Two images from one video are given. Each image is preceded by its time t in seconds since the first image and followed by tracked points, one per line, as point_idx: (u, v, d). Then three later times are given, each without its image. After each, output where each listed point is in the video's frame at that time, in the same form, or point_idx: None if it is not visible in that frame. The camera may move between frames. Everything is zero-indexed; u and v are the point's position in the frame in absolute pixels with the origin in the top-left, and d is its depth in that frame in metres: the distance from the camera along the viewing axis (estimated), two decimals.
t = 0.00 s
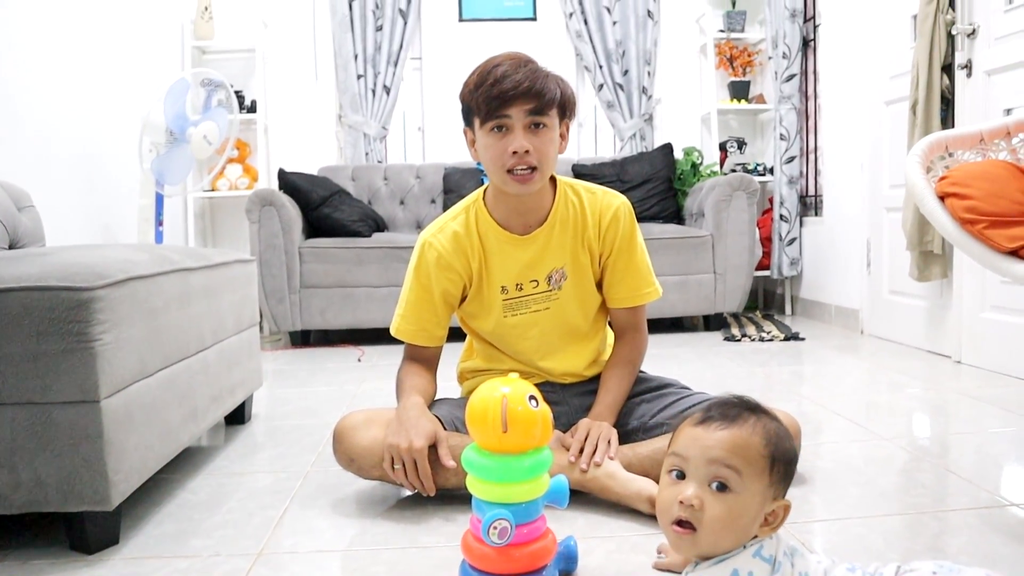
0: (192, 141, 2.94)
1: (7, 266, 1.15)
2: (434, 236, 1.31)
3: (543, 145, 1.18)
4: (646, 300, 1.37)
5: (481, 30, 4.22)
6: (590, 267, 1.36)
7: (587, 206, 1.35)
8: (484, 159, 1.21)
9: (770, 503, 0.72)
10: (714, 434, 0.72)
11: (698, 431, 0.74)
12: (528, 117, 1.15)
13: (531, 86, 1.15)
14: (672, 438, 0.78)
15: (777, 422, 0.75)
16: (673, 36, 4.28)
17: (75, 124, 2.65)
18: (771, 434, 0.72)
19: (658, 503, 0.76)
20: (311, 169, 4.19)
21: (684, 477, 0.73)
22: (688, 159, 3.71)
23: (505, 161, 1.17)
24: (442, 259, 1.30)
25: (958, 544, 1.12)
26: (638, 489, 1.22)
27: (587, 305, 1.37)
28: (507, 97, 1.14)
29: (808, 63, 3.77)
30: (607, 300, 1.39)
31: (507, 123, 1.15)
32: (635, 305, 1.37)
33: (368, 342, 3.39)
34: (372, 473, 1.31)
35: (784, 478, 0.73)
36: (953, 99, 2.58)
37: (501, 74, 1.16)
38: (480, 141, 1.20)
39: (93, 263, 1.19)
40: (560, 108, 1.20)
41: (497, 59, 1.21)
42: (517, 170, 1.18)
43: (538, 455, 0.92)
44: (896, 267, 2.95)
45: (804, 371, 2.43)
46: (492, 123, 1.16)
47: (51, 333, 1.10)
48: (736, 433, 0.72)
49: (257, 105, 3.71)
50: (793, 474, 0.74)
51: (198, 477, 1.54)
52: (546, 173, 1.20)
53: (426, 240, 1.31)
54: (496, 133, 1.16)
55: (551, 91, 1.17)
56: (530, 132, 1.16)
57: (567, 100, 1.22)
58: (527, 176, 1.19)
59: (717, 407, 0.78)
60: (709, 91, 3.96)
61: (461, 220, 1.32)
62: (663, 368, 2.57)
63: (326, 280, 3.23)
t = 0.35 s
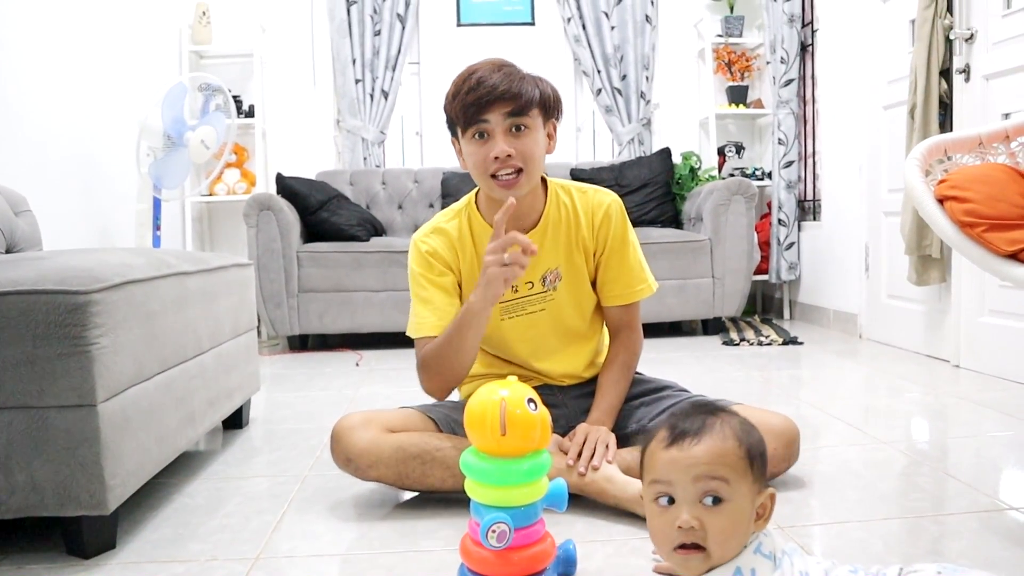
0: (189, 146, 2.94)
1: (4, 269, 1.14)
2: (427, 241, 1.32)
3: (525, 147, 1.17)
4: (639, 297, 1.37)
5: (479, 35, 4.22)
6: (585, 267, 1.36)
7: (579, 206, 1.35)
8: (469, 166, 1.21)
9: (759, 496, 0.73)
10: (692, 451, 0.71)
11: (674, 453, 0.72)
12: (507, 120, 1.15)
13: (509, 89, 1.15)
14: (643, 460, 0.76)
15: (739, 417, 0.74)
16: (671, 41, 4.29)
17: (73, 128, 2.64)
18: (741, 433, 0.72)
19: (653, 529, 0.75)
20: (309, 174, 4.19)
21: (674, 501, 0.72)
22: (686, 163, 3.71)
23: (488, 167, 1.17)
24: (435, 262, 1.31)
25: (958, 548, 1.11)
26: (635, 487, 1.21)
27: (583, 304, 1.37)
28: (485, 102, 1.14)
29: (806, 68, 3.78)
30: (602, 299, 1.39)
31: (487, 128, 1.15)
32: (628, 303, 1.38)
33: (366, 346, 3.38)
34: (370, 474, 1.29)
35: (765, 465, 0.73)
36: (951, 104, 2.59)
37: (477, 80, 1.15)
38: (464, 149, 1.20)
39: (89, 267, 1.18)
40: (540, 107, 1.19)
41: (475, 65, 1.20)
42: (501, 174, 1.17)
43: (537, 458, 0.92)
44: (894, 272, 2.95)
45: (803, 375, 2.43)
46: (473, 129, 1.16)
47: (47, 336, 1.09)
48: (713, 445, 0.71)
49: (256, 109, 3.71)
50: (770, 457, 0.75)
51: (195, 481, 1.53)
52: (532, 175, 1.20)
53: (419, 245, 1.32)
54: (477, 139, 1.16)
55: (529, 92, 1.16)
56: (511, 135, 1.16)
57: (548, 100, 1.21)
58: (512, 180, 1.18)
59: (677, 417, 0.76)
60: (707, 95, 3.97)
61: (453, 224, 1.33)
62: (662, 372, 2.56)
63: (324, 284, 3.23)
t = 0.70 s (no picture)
0: (186, 141, 2.92)
1: None
2: (432, 237, 1.30)
3: (531, 150, 1.17)
4: (645, 298, 1.37)
5: (477, 31, 4.21)
6: (591, 268, 1.35)
7: (588, 208, 1.34)
8: (475, 169, 1.21)
9: (750, 489, 0.73)
10: (683, 452, 0.70)
11: (664, 455, 0.71)
12: (512, 123, 1.15)
13: (514, 90, 1.14)
14: (630, 466, 0.75)
15: (722, 413, 0.74)
16: (669, 37, 4.28)
17: (69, 123, 2.63)
18: (726, 428, 0.72)
19: (649, 533, 0.74)
20: (306, 170, 4.18)
21: (668, 504, 0.71)
22: (684, 159, 3.70)
23: (494, 171, 1.17)
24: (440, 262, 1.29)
25: (955, 543, 1.11)
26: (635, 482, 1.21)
27: (588, 306, 1.38)
28: (489, 104, 1.13)
29: (804, 63, 3.78)
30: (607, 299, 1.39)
31: (493, 132, 1.15)
32: (633, 303, 1.37)
33: (363, 343, 3.38)
34: (369, 470, 1.29)
35: (752, 458, 0.74)
36: (948, 100, 2.59)
37: (481, 81, 1.15)
38: (469, 152, 1.20)
39: (85, 263, 1.18)
40: (546, 107, 1.18)
41: (478, 64, 1.19)
42: (508, 178, 1.18)
43: (535, 454, 0.92)
44: (891, 268, 2.95)
45: (800, 372, 2.43)
46: (478, 133, 1.16)
47: (43, 331, 1.09)
48: (704, 444, 0.70)
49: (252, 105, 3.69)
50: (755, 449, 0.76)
51: (192, 478, 1.53)
52: (539, 177, 1.19)
53: (424, 241, 1.29)
54: (483, 142, 1.16)
55: (534, 92, 1.15)
56: (518, 137, 1.16)
57: (554, 99, 1.20)
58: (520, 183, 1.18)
59: (661, 419, 0.75)
60: (705, 91, 3.96)
61: (459, 221, 1.31)
62: (659, 369, 2.56)
63: (321, 280, 3.22)
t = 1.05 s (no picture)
0: (186, 135, 2.92)
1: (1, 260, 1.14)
2: (438, 243, 1.27)
3: (549, 166, 1.17)
4: (659, 304, 1.38)
5: (477, 25, 4.20)
6: (602, 273, 1.34)
7: (600, 213, 1.32)
8: (490, 179, 1.20)
9: (750, 481, 0.73)
10: (684, 442, 0.71)
11: (665, 446, 0.71)
12: (532, 139, 1.14)
13: (535, 103, 1.12)
14: (632, 459, 0.75)
15: (722, 405, 0.75)
16: (670, 31, 4.27)
17: (68, 117, 2.63)
18: (728, 420, 0.72)
19: (649, 525, 0.73)
20: (306, 164, 4.18)
21: (669, 495, 0.71)
22: (685, 154, 3.70)
23: (511, 186, 1.17)
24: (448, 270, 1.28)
25: (955, 538, 1.12)
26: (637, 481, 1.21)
27: (596, 310, 1.36)
28: (509, 119, 1.12)
29: (804, 57, 3.77)
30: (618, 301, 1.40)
31: (512, 146, 1.14)
32: (648, 308, 1.38)
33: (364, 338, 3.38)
34: (368, 470, 1.29)
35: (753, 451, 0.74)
36: (949, 94, 2.59)
37: (500, 91, 1.13)
38: (484, 162, 1.19)
39: (86, 257, 1.18)
40: (566, 120, 1.17)
41: (496, 68, 1.17)
42: (525, 194, 1.18)
43: (536, 449, 0.92)
44: (891, 262, 2.95)
45: (800, 366, 2.43)
46: (496, 146, 1.15)
47: (44, 326, 1.09)
48: (705, 435, 0.71)
49: (252, 99, 3.69)
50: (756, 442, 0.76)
51: (193, 472, 1.53)
52: (556, 192, 1.20)
53: (430, 248, 1.27)
54: (501, 157, 1.16)
55: (555, 106, 1.14)
56: (535, 152, 1.15)
57: (574, 109, 1.19)
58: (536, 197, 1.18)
59: (662, 411, 0.76)
60: (705, 85, 3.96)
61: (467, 227, 1.28)
62: (660, 363, 2.56)
63: (321, 275, 3.22)
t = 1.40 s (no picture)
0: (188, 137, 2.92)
1: (3, 261, 1.14)
2: (446, 244, 1.26)
3: (565, 166, 1.17)
4: (660, 306, 1.39)
5: (478, 26, 4.20)
6: (606, 275, 1.35)
7: (606, 215, 1.32)
8: (505, 179, 1.19)
9: (751, 483, 0.73)
10: (685, 445, 0.71)
11: (665, 449, 0.71)
12: (550, 139, 1.13)
13: (554, 104, 1.12)
14: (632, 461, 0.75)
15: (722, 407, 0.75)
16: (671, 33, 4.28)
17: (70, 118, 2.63)
18: (728, 422, 0.72)
19: (651, 528, 0.73)
20: (307, 165, 4.18)
21: (670, 498, 0.71)
22: (686, 155, 3.70)
23: (528, 185, 1.16)
24: (456, 271, 1.27)
25: (957, 540, 1.12)
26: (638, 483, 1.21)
27: (600, 311, 1.37)
28: (530, 119, 1.11)
29: (806, 59, 3.77)
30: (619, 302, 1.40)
31: (530, 146, 1.14)
32: (647, 311, 1.39)
33: (364, 339, 3.38)
34: (370, 476, 1.30)
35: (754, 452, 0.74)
36: (950, 95, 2.59)
37: (521, 91, 1.12)
38: (500, 161, 1.18)
39: (87, 258, 1.18)
40: (582, 121, 1.17)
41: (513, 69, 1.17)
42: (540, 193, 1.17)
43: (538, 451, 0.92)
44: (892, 264, 2.95)
45: (801, 368, 2.43)
46: (514, 146, 1.14)
47: (46, 327, 1.09)
48: (706, 436, 0.70)
49: (254, 101, 3.70)
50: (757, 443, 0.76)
51: (194, 473, 1.53)
52: (570, 192, 1.20)
53: (438, 249, 1.26)
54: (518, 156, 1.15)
55: (574, 107, 1.14)
56: (553, 153, 1.15)
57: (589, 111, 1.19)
58: (551, 198, 1.18)
59: (662, 413, 0.76)
60: (707, 87, 3.96)
61: (475, 228, 1.28)
62: (661, 365, 2.56)
63: (322, 277, 3.22)
